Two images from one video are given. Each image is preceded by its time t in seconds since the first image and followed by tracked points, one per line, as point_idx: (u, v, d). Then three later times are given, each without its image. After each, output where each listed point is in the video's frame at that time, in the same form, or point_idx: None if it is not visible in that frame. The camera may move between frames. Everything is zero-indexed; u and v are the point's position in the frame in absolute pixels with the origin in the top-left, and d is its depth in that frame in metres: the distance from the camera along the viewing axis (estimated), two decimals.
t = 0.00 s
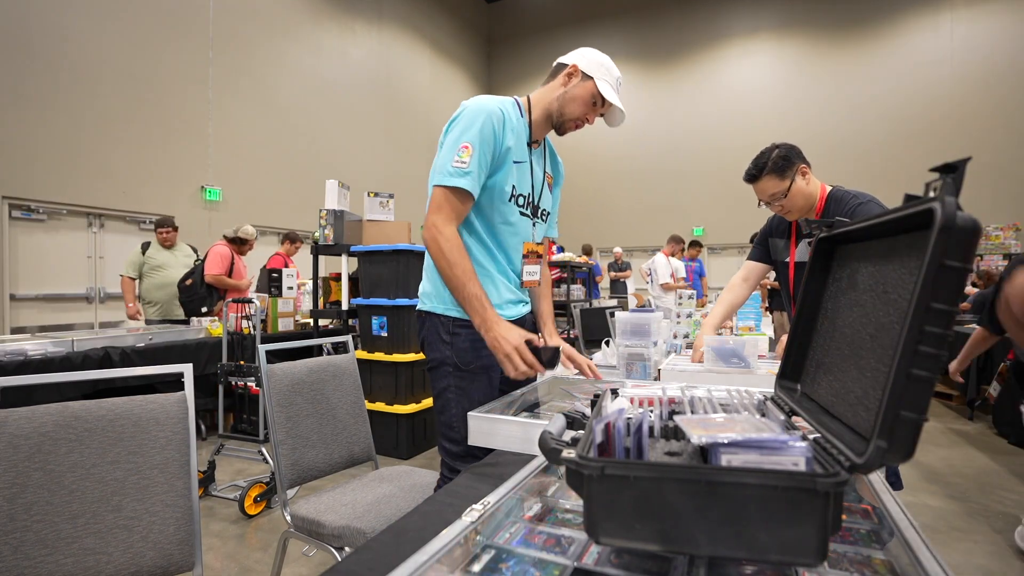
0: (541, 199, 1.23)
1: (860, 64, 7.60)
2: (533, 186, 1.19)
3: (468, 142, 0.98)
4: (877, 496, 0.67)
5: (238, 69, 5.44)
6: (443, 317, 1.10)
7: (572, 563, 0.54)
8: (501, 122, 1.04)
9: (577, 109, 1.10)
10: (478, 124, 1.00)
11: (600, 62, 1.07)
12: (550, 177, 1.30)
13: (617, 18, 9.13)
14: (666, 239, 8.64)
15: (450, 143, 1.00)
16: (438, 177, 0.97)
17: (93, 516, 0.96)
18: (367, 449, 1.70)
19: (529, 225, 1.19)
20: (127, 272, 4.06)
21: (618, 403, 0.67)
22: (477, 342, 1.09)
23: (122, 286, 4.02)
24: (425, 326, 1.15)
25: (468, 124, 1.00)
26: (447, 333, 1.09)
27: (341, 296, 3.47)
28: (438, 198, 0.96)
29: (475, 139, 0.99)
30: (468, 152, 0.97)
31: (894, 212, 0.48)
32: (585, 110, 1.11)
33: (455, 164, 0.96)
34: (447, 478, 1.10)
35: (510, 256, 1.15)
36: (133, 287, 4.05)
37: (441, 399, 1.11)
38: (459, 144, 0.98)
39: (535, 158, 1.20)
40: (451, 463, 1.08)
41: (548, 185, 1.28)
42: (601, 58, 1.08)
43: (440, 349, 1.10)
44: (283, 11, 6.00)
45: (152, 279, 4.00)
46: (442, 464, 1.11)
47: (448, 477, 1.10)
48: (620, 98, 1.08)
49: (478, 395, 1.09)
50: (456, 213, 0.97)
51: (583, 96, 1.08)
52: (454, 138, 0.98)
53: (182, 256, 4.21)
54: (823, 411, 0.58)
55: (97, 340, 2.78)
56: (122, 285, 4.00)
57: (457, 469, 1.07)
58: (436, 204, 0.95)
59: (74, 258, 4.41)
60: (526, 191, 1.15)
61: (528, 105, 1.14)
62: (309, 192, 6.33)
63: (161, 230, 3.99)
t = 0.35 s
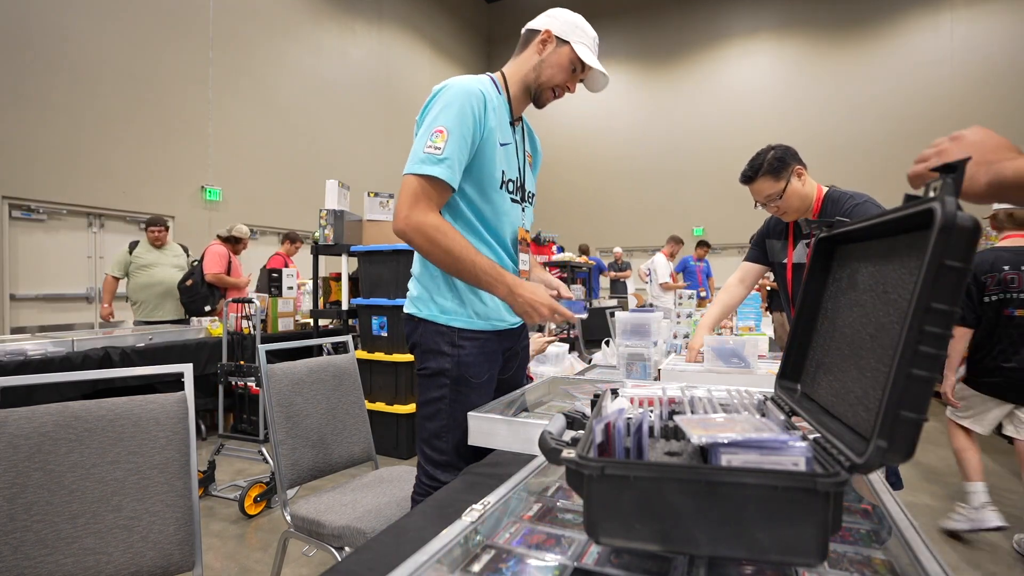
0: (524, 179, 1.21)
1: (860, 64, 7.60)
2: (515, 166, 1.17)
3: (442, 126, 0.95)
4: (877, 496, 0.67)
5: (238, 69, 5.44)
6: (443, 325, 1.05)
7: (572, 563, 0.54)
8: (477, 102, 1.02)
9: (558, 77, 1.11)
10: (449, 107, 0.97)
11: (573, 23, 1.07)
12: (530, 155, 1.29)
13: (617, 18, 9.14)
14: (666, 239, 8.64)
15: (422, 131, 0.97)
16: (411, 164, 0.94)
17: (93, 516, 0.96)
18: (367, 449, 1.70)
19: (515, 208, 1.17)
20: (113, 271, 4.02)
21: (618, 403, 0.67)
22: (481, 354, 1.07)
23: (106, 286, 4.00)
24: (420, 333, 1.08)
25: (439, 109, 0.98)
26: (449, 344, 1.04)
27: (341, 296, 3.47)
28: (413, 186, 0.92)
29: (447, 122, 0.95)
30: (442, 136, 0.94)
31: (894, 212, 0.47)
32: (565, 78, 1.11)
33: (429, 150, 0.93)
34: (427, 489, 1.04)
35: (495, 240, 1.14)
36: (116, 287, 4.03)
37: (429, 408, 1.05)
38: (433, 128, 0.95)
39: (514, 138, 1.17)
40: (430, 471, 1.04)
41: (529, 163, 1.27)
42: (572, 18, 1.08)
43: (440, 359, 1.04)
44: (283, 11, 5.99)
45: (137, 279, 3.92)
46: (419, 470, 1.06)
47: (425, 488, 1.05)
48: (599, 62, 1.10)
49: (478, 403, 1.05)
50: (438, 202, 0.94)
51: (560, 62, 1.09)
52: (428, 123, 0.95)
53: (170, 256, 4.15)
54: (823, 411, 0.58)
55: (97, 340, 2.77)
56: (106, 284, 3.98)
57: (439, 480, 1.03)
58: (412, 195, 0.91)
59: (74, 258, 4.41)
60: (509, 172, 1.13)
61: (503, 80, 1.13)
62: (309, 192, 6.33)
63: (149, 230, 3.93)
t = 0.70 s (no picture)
0: (510, 174, 1.22)
1: (860, 64, 7.59)
2: (503, 162, 1.17)
3: (442, 125, 0.94)
4: (877, 496, 0.67)
5: (238, 69, 5.44)
6: (438, 332, 1.04)
7: (572, 562, 0.54)
8: (472, 98, 1.01)
9: (548, 67, 1.12)
10: (447, 106, 0.96)
11: (565, 10, 1.08)
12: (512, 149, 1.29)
13: (617, 18, 9.14)
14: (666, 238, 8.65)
15: (418, 131, 0.95)
16: (412, 164, 0.92)
17: (93, 516, 0.96)
18: (367, 449, 1.70)
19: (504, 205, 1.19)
20: (114, 273, 4.02)
21: (618, 404, 0.67)
22: (477, 359, 1.07)
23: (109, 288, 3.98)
24: (412, 339, 1.06)
25: (435, 108, 0.96)
26: (445, 351, 1.04)
27: (341, 296, 3.47)
28: (416, 189, 0.91)
29: (446, 121, 0.95)
30: (443, 135, 0.93)
31: (894, 212, 0.47)
32: (555, 68, 1.13)
33: (431, 150, 0.92)
34: (419, 494, 1.04)
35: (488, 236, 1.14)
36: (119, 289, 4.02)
37: (422, 414, 1.04)
38: (432, 127, 0.94)
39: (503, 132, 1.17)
40: (422, 477, 1.04)
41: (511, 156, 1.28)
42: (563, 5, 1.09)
43: (436, 366, 1.03)
44: (283, 10, 5.99)
45: (137, 280, 3.90)
46: (411, 476, 1.06)
47: (417, 493, 1.05)
48: (589, 52, 1.12)
49: (476, 407, 1.07)
50: (443, 204, 0.94)
51: (551, 53, 1.10)
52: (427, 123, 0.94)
53: (169, 255, 4.15)
54: (822, 411, 0.58)
55: (97, 341, 2.77)
56: (109, 287, 3.96)
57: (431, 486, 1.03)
58: (417, 201, 0.90)
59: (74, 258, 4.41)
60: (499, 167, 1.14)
61: (490, 67, 1.11)
62: (309, 192, 6.33)
63: (150, 230, 3.94)
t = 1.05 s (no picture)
0: (507, 171, 1.22)
1: (860, 64, 7.59)
2: (500, 158, 1.17)
3: (435, 123, 0.94)
4: (877, 495, 0.67)
5: (238, 69, 5.44)
6: (436, 333, 1.04)
7: (572, 563, 0.54)
8: (464, 94, 1.01)
9: (545, 66, 1.12)
10: (439, 103, 0.96)
11: (561, 9, 1.08)
12: (510, 147, 1.29)
13: (617, 18, 9.14)
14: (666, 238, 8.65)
15: (413, 130, 0.95)
16: (406, 163, 0.92)
17: (93, 515, 0.96)
18: (367, 449, 1.70)
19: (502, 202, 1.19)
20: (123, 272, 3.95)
21: (618, 403, 0.67)
22: (475, 360, 1.06)
23: (121, 287, 3.91)
24: (410, 339, 1.06)
25: (427, 106, 0.96)
26: (442, 352, 1.03)
27: (341, 296, 3.47)
28: (412, 188, 0.91)
29: (439, 119, 0.95)
30: (436, 133, 0.93)
31: (894, 212, 0.47)
32: (551, 67, 1.13)
33: (425, 149, 0.92)
34: (419, 495, 1.04)
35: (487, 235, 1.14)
36: (132, 287, 4.03)
37: (420, 415, 1.04)
38: (426, 125, 0.94)
39: (499, 129, 1.17)
40: (422, 477, 1.04)
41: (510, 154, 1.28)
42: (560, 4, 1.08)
43: (433, 367, 1.03)
44: (283, 11, 5.99)
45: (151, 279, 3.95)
46: (410, 477, 1.06)
47: (417, 494, 1.05)
48: (584, 52, 1.12)
49: (474, 407, 1.06)
50: (441, 200, 0.94)
51: (548, 51, 1.10)
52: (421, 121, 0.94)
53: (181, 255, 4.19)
54: (822, 412, 0.58)
55: (97, 341, 2.77)
56: (122, 286, 3.89)
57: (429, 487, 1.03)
58: (415, 201, 0.90)
59: (74, 258, 4.42)
60: (496, 164, 1.14)
61: (486, 66, 1.11)
62: (309, 192, 6.33)
63: (164, 230, 3.96)
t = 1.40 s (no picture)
0: (513, 171, 1.21)
1: (861, 64, 7.58)
2: (503, 158, 1.16)
3: (430, 127, 0.95)
4: (877, 495, 0.67)
5: (238, 69, 5.43)
6: (437, 328, 1.04)
7: (572, 563, 0.54)
8: (462, 97, 1.01)
9: (544, 70, 1.11)
10: (435, 107, 0.97)
11: (557, 12, 1.07)
12: (518, 150, 1.28)
13: (618, 18, 9.14)
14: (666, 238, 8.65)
15: (409, 134, 0.97)
16: (402, 167, 0.94)
17: (93, 516, 0.96)
18: (367, 449, 1.70)
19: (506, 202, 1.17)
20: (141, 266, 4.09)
21: (618, 403, 0.67)
22: (477, 357, 1.06)
23: (138, 281, 4.06)
24: (414, 335, 1.07)
25: (424, 110, 0.98)
26: (444, 347, 1.03)
27: (341, 296, 3.47)
28: (407, 189, 0.94)
29: (434, 122, 0.96)
30: (430, 137, 0.94)
31: (894, 213, 0.47)
32: (551, 69, 1.12)
33: (418, 152, 0.94)
34: (422, 491, 1.04)
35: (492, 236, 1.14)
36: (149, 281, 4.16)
37: (423, 410, 1.05)
38: (420, 129, 0.95)
39: (503, 132, 1.17)
40: (425, 474, 1.03)
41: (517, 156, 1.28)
42: (558, 8, 1.08)
43: (435, 362, 1.04)
44: (283, 11, 5.99)
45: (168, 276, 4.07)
46: (413, 474, 1.06)
47: (420, 491, 1.05)
48: (584, 51, 1.10)
49: (476, 406, 1.06)
50: (434, 201, 0.95)
51: (547, 55, 1.09)
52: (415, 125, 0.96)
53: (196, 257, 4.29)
54: (822, 411, 0.58)
55: (97, 341, 2.77)
56: (139, 280, 4.04)
57: (432, 484, 1.03)
58: (408, 200, 0.93)
59: (75, 258, 4.42)
60: (499, 166, 1.14)
61: (488, 74, 1.13)
62: (309, 192, 6.33)
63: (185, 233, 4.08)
